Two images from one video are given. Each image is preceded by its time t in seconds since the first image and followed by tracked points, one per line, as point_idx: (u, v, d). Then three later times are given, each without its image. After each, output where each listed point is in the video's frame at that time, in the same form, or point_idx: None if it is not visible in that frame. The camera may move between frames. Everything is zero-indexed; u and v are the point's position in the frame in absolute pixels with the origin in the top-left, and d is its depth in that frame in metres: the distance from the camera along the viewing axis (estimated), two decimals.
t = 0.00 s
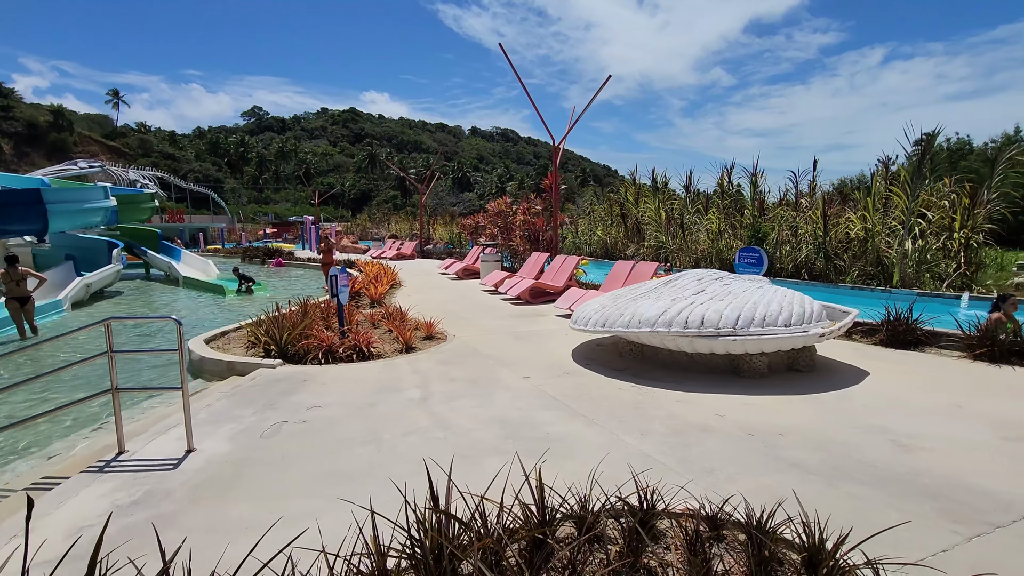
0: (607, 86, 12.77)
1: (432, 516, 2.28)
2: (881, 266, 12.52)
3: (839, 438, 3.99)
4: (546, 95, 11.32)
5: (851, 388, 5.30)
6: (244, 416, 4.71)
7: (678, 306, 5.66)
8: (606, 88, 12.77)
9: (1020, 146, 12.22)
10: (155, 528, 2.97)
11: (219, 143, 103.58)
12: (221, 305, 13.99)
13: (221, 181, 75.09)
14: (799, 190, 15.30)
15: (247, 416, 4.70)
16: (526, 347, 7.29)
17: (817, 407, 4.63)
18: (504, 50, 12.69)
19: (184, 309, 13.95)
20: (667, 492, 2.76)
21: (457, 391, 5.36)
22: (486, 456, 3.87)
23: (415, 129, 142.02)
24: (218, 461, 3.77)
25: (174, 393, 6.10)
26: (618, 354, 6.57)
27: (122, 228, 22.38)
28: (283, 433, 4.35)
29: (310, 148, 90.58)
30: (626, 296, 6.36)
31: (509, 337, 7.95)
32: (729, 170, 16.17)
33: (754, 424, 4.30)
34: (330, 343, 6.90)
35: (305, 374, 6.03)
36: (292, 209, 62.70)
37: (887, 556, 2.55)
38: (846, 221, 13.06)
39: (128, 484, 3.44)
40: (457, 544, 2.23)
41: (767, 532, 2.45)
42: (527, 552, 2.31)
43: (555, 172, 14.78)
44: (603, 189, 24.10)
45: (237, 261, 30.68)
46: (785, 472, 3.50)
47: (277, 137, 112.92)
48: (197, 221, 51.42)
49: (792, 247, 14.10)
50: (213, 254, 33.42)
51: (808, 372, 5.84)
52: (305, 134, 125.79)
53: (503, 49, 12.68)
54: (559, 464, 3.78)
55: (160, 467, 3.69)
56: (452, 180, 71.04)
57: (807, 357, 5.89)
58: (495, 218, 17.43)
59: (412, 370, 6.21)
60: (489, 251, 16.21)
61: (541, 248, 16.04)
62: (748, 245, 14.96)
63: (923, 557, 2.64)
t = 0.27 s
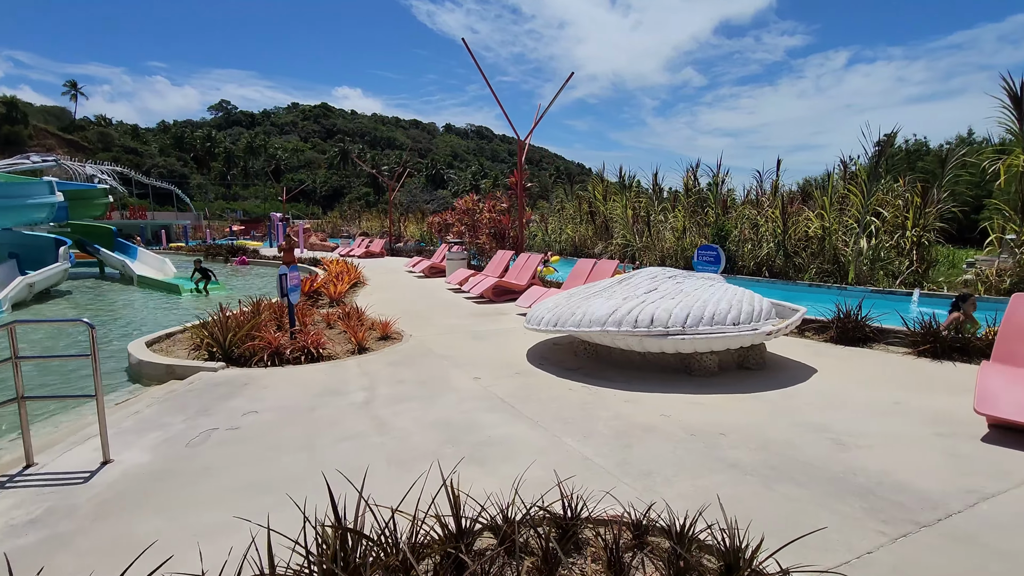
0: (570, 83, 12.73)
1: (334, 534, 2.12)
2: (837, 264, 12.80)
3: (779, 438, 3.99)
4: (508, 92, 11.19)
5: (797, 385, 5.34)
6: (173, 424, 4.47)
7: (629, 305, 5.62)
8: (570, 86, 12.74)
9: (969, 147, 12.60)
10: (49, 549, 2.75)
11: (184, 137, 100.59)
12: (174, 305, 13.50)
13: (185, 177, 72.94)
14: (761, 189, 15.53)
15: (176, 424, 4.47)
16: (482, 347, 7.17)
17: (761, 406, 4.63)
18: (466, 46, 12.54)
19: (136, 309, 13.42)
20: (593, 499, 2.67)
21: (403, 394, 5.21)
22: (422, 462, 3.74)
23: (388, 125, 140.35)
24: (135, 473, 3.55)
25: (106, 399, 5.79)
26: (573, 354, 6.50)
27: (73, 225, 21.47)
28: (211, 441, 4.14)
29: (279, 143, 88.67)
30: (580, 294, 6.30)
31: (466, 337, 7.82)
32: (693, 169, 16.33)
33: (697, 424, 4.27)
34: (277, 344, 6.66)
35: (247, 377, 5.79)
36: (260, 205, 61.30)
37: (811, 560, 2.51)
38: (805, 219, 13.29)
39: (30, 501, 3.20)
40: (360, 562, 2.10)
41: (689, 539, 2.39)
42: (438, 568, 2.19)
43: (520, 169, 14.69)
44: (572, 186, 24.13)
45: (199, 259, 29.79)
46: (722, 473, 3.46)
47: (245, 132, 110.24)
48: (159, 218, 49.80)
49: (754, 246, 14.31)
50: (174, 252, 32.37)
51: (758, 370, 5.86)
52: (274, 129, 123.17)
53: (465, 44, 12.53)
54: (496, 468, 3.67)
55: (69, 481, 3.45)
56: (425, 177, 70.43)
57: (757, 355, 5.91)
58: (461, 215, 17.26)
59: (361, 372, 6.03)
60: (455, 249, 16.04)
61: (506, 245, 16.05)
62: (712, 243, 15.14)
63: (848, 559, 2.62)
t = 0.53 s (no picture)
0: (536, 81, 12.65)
1: (229, 558, 1.95)
2: (799, 263, 13.01)
3: (725, 439, 3.95)
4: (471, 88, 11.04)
5: (749, 385, 5.34)
6: (98, 433, 4.22)
7: (583, 305, 5.54)
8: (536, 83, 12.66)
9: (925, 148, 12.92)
10: None
11: (149, 132, 97.63)
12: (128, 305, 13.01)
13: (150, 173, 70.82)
14: (727, 188, 15.71)
15: (101, 433, 4.22)
16: (439, 347, 7.02)
17: (711, 407, 4.60)
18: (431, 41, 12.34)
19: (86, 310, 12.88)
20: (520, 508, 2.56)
21: (349, 398, 5.03)
22: (357, 471, 3.59)
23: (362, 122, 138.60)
24: (44, 488, 3.32)
25: (32, 407, 5.46)
26: (529, 354, 6.40)
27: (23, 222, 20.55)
28: (136, 451, 3.91)
29: (249, 140, 86.73)
30: (536, 293, 6.20)
31: (424, 337, 7.66)
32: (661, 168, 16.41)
33: (645, 427, 4.21)
34: (224, 347, 6.38)
35: (186, 382, 5.53)
36: (229, 202, 59.82)
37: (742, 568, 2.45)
38: (768, 219, 13.47)
39: None
40: None
41: (614, 550, 2.30)
42: None
43: (487, 167, 14.57)
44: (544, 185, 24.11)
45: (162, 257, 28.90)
46: (664, 477, 3.39)
47: (214, 127, 107.53)
48: (121, 215, 48.16)
49: (719, 244, 14.47)
50: (135, 250, 31.31)
51: (713, 369, 5.85)
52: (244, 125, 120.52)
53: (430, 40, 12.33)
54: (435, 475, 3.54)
55: None
56: (399, 175, 69.71)
57: (711, 354, 5.89)
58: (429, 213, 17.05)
59: (309, 376, 5.82)
60: (423, 247, 15.83)
61: (473, 244, 16.04)
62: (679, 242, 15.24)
63: (780, 565, 2.56)
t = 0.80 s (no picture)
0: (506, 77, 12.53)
1: None
2: (767, 261, 13.11)
3: (677, 444, 3.87)
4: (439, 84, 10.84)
5: (708, 385, 5.29)
6: (20, 444, 3.96)
7: (540, 306, 5.44)
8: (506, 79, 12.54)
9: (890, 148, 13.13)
10: None
11: (118, 128, 94.99)
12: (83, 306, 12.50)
13: (119, 169, 68.84)
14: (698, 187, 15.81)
15: (23, 444, 3.97)
16: (399, 348, 6.85)
17: (666, 411, 4.53)
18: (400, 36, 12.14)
19: (38, 310, 12.34)
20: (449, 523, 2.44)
21: (298, 403, 4.84)
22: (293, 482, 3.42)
23: (340, 119, 137.02)
24: None
25: None
26: (490, 355, 6.27)
27: None
28: (59, 463, 3.67)
29: (223, 136, 84.92)
30: (496, 293, 6.08)
31: (385, 338, 7.47)
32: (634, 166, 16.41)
33: (597, 431, 4.12)
34: (171, 349, 6.10)
35: (126, 388, 5.26)
36: (201, 200, 58.47)
37: None
38: (737, 218, 13.59)
39: None
40: None
41: (542, 567, 2.18)
42: None
43: (458, 164, 14.41)
44: (519, 184, 24.02)
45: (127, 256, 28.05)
46: (610, 485, 3.30)
47: (187, 123, 105.08)
48: (87, 213, 46.68)
49: (690, 243, 14.55)
50: (99, 249, 30.33)
51: (674, 369, 5.77)
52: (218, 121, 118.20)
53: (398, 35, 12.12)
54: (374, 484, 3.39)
55: None
56: (377, 173, 68.98)
57: (672, 354, 5.81)
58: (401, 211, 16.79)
59: (258, 380, 5.59)
60: (394, 246, 15.60)
61: (445, 243, 15.84)
62: (651, 240, 15.26)
63: None
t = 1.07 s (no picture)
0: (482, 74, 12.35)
1: None
2: (744, 261, 13.11)
3: (638, 452, 3.76)
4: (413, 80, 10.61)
5: (676, 387, 5.19)
6: None
7: (506, 307, 5.30)
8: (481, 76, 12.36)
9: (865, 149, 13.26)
10: None
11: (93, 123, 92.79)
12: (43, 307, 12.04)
13: (93, 166, 67.13)
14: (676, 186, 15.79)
15: None
16: (364, 351, 6.65)
17: (631, 416, 4.42)
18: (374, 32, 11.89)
19: None
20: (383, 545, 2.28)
21: (250, 410, 4.64)
22: (232, 496, 3.23)
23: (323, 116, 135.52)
24: None
25: None
26: (456, 357, 6.11)
27: None
28: None
29: (202, 132, 83.38)
30: (462, 294, 5.93)
31: (352, 340, 7.26)
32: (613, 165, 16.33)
33: (558, 439, 3.99)
34: (122, 355, 5.83)
35: (69, 396, 5.00)
36: (177, 197, 57.29)
37: None
38: (715, 217, 13.58)
39: None
40: None
41: None
42: None
43: (435, 162, 14.19)
44: (500, 182, 23.84)
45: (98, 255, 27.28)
46: (566, 496, 3.18)
47: (164, 119, 103.02)
48: (58, 210, 45.43)
49: (668, 242, 14.52)
50: (70, 248, 29.50)
51: (643, 372, 5.66)
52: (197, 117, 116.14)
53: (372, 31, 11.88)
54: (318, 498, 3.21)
55: None
56: (359, 171, 68.28)
57: (641, 356, 5.70)
58: (378, 210, 16.50)
59: (212, 385, 5.36)
60: (370, 245, 15.33)
61: (422, 242, 15.60)
62: (629, 240, 15.20)
63: None
